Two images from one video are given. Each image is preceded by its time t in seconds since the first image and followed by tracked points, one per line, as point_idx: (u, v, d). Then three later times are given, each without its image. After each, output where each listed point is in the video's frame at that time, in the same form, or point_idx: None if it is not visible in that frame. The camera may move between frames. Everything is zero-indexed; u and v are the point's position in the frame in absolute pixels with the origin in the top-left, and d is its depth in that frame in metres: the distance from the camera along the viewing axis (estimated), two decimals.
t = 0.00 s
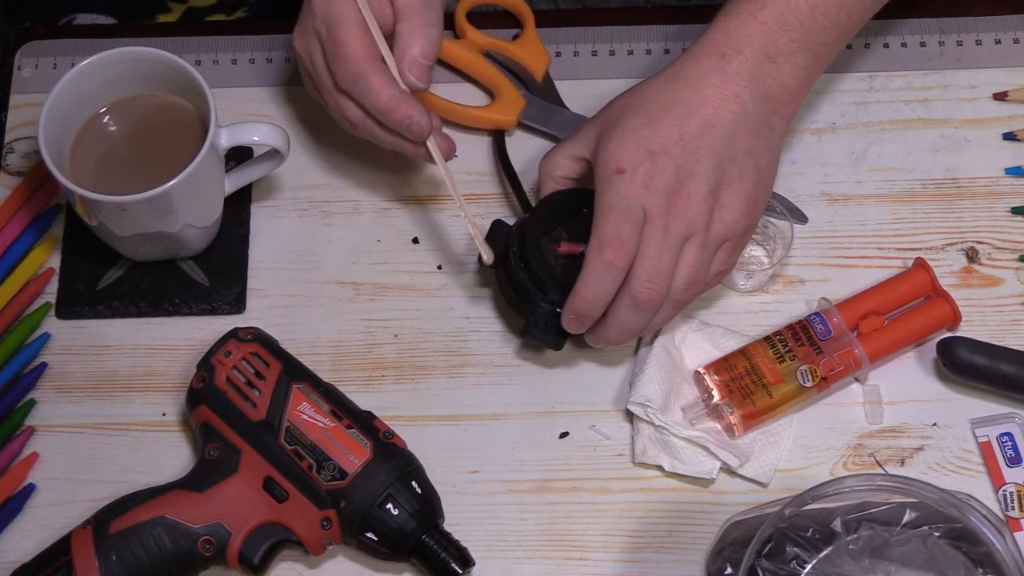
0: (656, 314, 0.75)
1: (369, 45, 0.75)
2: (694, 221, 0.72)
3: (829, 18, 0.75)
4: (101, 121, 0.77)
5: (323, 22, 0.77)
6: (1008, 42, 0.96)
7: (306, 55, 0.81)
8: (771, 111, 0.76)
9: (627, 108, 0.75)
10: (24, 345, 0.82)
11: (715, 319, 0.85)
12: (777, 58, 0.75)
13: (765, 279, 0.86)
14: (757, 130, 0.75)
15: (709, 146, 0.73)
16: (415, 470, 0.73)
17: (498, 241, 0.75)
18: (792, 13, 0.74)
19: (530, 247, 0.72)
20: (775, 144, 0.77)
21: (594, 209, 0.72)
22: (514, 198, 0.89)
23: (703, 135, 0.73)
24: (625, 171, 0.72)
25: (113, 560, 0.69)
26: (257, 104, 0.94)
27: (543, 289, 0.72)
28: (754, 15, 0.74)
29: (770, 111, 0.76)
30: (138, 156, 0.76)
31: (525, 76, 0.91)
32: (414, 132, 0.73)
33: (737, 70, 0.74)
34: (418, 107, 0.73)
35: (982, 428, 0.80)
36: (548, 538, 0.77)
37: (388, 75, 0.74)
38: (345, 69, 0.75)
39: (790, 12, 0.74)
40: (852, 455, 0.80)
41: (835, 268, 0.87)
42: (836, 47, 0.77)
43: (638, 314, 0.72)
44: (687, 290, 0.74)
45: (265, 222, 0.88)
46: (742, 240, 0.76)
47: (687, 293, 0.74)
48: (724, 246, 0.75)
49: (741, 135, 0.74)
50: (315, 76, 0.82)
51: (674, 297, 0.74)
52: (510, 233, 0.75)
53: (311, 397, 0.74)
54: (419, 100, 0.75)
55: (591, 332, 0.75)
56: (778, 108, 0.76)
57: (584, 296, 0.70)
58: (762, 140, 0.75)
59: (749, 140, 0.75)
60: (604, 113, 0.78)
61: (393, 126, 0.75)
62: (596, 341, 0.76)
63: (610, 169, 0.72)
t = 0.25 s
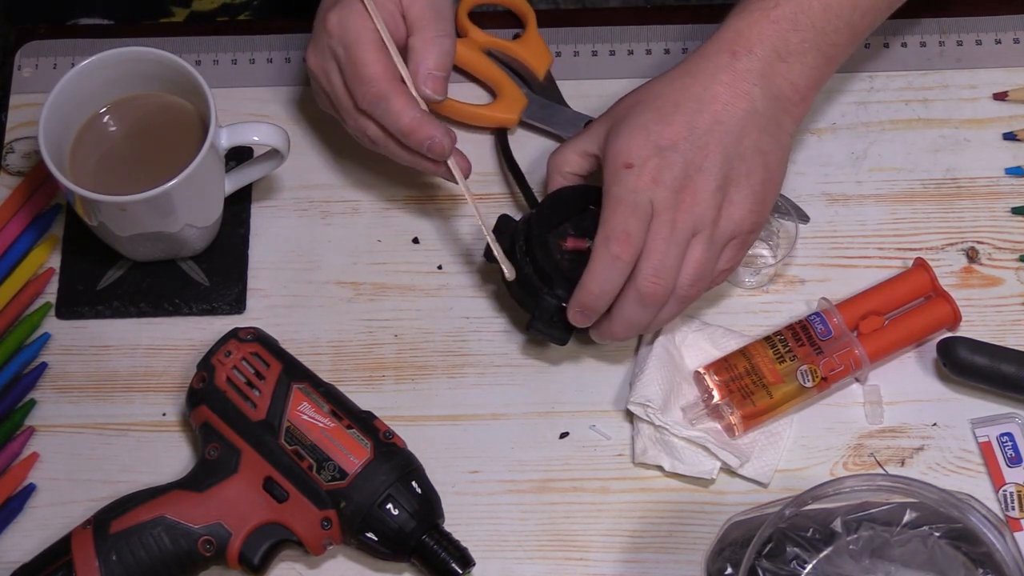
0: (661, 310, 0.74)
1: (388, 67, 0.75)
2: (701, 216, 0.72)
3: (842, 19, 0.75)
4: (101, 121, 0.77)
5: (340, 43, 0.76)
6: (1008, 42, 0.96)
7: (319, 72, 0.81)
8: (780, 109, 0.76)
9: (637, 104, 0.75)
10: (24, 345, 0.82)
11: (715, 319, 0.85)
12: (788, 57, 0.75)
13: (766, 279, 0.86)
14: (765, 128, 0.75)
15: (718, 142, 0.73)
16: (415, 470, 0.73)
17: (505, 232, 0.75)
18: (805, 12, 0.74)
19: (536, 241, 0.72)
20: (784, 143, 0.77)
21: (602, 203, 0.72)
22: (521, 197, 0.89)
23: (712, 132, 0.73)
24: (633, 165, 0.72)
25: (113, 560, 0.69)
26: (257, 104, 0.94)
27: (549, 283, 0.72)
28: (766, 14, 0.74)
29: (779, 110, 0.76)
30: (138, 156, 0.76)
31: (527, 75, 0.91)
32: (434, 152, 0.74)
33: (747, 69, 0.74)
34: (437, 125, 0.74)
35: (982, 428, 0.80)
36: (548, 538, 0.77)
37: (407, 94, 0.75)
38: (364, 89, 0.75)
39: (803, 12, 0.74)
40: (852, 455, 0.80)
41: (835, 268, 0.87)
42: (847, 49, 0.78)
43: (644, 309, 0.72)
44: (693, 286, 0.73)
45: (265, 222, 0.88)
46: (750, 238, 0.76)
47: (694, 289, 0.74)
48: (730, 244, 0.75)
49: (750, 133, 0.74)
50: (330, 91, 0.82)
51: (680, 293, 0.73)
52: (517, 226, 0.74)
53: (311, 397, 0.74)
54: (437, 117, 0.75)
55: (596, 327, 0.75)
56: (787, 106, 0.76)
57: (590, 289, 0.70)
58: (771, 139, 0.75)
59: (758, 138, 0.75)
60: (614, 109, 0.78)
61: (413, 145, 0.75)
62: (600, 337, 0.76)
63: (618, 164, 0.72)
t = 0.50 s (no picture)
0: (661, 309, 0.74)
1: (400, 70, 0.75)
2: (703, 215, 0.72)
3: (847, 23, 0.75)
4: (101, 121, 0.77)
5: (351, 48, 0.77)
6: (1008, 42, 0.96)
7: (327, 78, 0.81)
8: (783, 111, 0.76)
9: (642, 104, 0.76)
10: (24, 345, 0.82)
11: (715, 319, 0.85)
12: (792, 60, 0.75)
13: (766, 279, 0.86)
14: (769, 129, 0.75)
15: (721, 142, 0.73)
16: (415, 470, 0.73)
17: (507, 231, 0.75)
18: (810, 15, 0.75)
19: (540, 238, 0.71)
20: (787, 145, 0.77)
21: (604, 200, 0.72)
22: (523, 197, 0.89)
23: (716, 132, 0.73)
24: (636, 163, 0.72)
25: (113, 560, 0.69)
26: (257, 104, 0.94)
27: (550, 280, 0.71)
28: (771, 17, 0.75)
29: (783, 111, 0.76)
30: (138, 156, 0.76)
31: (530, 75, 0.91)
32: (449, 156, 0.75)
33: (752, 70, 0.75)
34: (451, 130, 0.75)
35: (982, 428, 0.80)
36: (547, 538, 0.77)
37: (420, 98, 0.75)
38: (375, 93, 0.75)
39: (807, 15, 0.75)
40: (852, 455, 0.80)
41: (835, 268, 0.87)
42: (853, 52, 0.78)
43: (644, 307, 0.72)
44: (694, 285, 0.73)
45: (265, 222, 0.88)
46: (752, 239, 0.76)
47: (695, 289, 0.74)
48: (732, 244, 0.75)
49: (754, 134, 0.74)
50: (338, 98, 0.81)
51: (681, 292, 0.73)
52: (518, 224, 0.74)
53: (311, 397, 0.74)
54: (450, 122, 0.76)
55: (596, 326, 0.75)
56: (791, 109, 0.76)
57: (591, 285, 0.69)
58: (774, 140, 0.75)
59: (761, 139, 0.75)
60: (618, 109, 0.78)
61: (427, 149, 0.76)
62: (601, 335, 0.75)
63: (621, 161, 0.72)
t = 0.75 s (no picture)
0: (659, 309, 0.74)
1: (405, 67, 0.75)
2: (702, 215, 0.72)
3: (848, 25, 0.76)
4: (101, 121, 0.77)
5: (355, 44, 0.77)
6: (1008, 42, 0.96)
7: (330, 76, 0.81)
8: (783, 112, 0.76)
9: (642, 104, 0.76)
10: (24, 345, 0.82)
11: (715, 319, 0.85)
12: (792, 61, 0.76)
13: (766, 279, 0.86)
14: (768, 130, 0.75)
15: (720, 143, 0.73)
16: (415, 470, 0.73)
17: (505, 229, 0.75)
18: (810, 16, 0.75)
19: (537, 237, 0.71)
20: (787, 145, 0.77)
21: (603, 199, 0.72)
22: (522, 197, 0.89)
23: (715, 132, 0.73)
24: (635, 162, 0.72)
25: (113, 560, 0.69)
26: (257, 104, 0.94)
27: (548, 279, 0.71)
28: (771, 18, 0.76)
29: (783, 112, 0.76)
30: (137, 156, 0.76)
31: (530, 76, 0.91)
32: (455, 152, 0.75)
33: (752, 70, 0.75)
34: (457, 125, 0.75)
35: (982, 428, 0.80)
36: (547, 538, 0.77)
37: (425, 94, 0.75)
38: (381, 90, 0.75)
39: (807, 16, 0.75)
40: (852, 455, 0.80)
41: (835, 268, 0.87)
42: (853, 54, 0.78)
43: (642, 306, 0.71)
44: (692, 285, 0.73)
45: (265, 222, 0.88)
46: (751, 240, 0.76)
47: (693, 289, 0.73)
48: (730, 245, 0.75)
49: (753, 135, 0.74)
50: (340, 96, 0.81)
51: (679, 292, 0.73)
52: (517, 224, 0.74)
53: (311, 397, 0.74)
54: (455, 118, 0.76)
55: (594, 325, 0.74)
56: (791, 110, 0.76)
57: (590, 283, 0.69)
58: (774, 141, 0.75)
59: (761, 140, 0.75)
60: (618, 109, 0.78)
61: (432, 145, 0.76)
62: (598, 335, 0.75)
63: (621, 160, 0.72)
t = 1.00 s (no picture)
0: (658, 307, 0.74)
1: (407, 68, 0.75)
2: (701, 213, 0.72)
3: (847, 23, 0.76)
4: (101, 121, 0.77)
5: (357, 45, 0.77)
6: (1008, 42, 0.96)
7: (330, 75, 0.81)
8: (783, 110, 0.76)
9: (641, 102, 0.76)
10: (24, 345, 0.82)
11: (715, 319, 0.85)
12: (792, 59, 0.76)
13: (766, 279, 0.86)
14: (768, 128, 0.75)
15: (719, 141, 0.73)
16: (415, 470, 0.73)
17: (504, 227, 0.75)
18: (810, 14, 0.75)
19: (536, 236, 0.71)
20: (787, 144, 0.77)
21: (602, 197, 0.72)
22: (522, 197, 0.89)
23: (714, 130, 0.73)
24: (634, 160, 0.72)
25: (113, 560, 0.69)
26: (257, 104, 0.94)
27: (547, 277, 0.71)
28: (771, 16, 0.76)
29: (782, 110, 0.76)
30: (137, 156, 0.76)
31: (530, 75, 0.91)
32: (456, 152, 0.75)
33: (751, 68, 0.75)
34: (458, 126, 0.75)
35: (982, 428, 0.80)
36: (547, 538, 0.77)
37: (427, 94, 0.75)
38: (382, 91, 0.75)
39: (807, 14, 0.75)
40: (852, 455, 0.80)
41: (835, 268, 0.87)
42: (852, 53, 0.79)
43: (641, 304, 0.71)
44: (691, 283, 0.73)
45: (265, 222, 0.88)
46: (750, 238, 0.75)
47: (692, 287, 0.73)
48: (729, 243, 0.75)
49: (752, 133, 0.74)
50: (340, 95, 0.81)
51: (678, 290, 0.73)
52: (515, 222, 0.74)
53: (311, 397, 0.74)
54: (455, 118, 0.76)
55: (593, 323, 0.74)
56: (790, 108, 0.76)
57: (588, 280, 0.69)
58: (772, 139, 0.75)
59: (760, 138, 0.75)
60: (618, 107, 0.78)
61: (433, 145, 0.76)
62: (597, 333, 0.75)
63: (620, 158, 0.72)
